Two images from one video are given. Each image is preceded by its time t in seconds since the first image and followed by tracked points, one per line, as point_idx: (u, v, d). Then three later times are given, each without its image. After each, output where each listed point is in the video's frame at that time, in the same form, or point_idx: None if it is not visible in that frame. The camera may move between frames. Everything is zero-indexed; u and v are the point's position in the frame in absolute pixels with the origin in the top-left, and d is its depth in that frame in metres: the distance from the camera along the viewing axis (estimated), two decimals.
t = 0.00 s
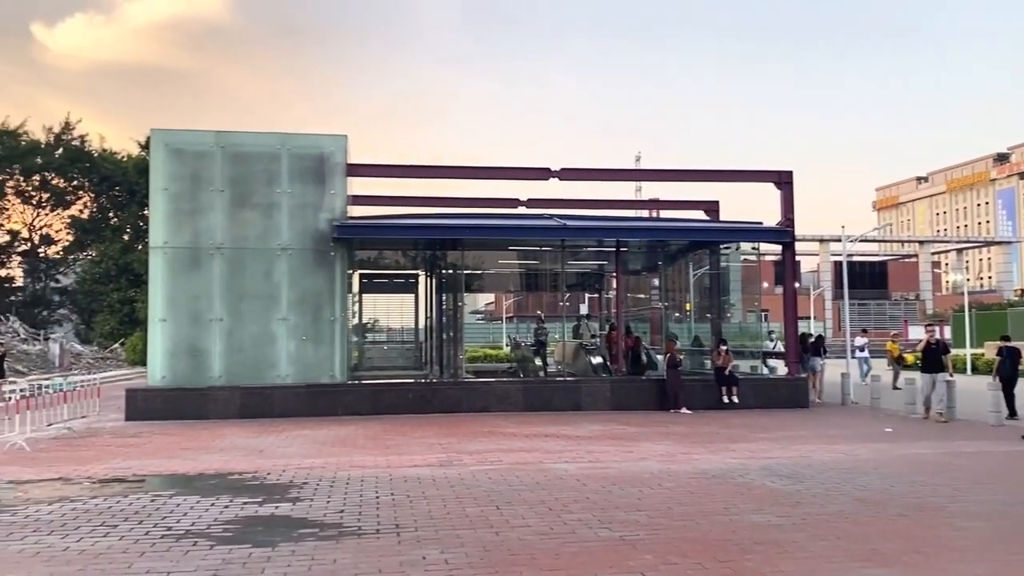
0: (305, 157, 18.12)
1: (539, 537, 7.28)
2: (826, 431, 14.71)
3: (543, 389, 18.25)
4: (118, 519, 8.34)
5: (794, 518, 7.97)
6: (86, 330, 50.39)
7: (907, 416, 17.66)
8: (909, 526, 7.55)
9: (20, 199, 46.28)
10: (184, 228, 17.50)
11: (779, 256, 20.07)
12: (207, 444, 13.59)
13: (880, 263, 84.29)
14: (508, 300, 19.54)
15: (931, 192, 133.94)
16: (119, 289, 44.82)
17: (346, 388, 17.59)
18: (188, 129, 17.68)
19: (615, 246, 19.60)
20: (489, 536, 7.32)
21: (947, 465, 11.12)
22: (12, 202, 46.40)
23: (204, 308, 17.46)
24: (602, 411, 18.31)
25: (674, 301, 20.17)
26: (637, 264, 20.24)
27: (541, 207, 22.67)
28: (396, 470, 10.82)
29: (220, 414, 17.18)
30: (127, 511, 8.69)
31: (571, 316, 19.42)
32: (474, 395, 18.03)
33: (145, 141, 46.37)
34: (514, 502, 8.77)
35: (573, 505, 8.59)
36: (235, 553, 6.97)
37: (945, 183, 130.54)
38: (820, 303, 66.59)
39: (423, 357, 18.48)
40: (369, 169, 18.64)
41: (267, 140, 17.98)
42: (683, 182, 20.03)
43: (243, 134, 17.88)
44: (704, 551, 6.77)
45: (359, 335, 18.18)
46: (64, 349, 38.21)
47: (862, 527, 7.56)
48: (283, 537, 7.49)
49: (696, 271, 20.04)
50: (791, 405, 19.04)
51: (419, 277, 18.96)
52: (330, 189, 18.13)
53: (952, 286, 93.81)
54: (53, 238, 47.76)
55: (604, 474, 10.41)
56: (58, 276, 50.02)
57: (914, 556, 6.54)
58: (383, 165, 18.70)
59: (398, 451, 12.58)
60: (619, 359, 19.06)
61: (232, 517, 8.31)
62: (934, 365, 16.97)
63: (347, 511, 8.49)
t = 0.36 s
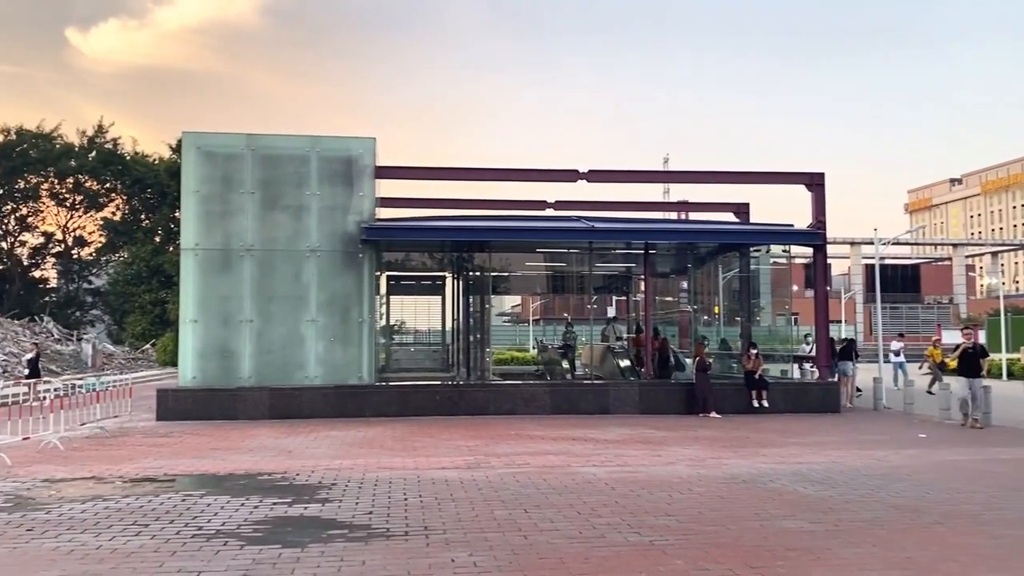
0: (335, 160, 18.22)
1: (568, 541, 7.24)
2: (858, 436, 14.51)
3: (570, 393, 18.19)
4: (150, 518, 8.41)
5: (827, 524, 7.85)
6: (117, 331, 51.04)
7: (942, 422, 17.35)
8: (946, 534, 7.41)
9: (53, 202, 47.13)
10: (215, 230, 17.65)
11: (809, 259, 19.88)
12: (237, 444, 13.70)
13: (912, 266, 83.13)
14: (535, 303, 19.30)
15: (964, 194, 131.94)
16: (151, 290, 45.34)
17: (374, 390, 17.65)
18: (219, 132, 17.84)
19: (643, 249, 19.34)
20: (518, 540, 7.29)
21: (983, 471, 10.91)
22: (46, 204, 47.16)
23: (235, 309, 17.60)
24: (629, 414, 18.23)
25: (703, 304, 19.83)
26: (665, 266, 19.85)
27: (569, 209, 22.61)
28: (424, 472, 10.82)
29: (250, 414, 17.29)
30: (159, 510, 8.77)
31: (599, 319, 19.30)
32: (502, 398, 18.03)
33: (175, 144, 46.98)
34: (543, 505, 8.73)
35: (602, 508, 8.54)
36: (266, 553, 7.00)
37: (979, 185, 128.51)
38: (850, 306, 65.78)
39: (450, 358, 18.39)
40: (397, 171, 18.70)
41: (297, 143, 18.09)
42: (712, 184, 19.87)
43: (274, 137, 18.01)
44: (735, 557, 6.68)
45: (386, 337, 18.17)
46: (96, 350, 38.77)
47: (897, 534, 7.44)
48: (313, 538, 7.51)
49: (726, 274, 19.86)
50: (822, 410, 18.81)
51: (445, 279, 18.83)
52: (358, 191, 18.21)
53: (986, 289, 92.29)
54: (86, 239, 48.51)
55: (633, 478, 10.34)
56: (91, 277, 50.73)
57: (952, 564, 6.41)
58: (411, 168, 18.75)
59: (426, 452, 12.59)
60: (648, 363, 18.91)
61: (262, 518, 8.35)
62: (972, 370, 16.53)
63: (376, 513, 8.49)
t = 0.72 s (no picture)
0: (364, 162, 18.30)
1: (597, 544, 7.18)
2: (892, 441, 14.29)
3: (598, 396, 18.10)
4: (181, 517, 8.48)
5: (861, 530, 7.73)
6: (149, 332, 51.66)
7: (978, 428, 17.02)
8: (984, 541, 7.26)
9: (87, 204, 47.92)
10: (246, 231, 17.80)
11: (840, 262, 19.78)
12: (265, 444, 13.80)
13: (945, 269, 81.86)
14: (562, 305, 19.15)
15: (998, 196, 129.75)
16: (181, 291, 45.66)
17: (401, 392, 17.69)
18: (250, 134, 17.98)
19: (672, 250, 19.20)
20: (547, 543, 7.25)
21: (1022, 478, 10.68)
22: (80, 206, 47.88)
23: (265, 310, 17.73)
24: (658, 418, 18.10)
25: (733, 306, 19.64)
26: (694, 268, 19.65)
27: (596, 211, 22.54)
28: (452, 474, 10.81)
29: (280, 414, 17.40)
30: (189, 509, 8.83)
31: (628, 322, 19.13)
32: (529, 399, 18.00)
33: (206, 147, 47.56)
34: (571, 508, 8.68)
35: (631, 512, 8.47)
36: (295, 554, 7.02)
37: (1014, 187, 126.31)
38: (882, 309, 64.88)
39: (477, 360, 18.35)
40: (425, 173, 18.74)
41: (327, 146, 18.19)
42: (741, 186, 19.71)
43: (304, 139, 18.12)
44: (768, 562, 6.60)
45: (413, 338, 18.23)
46: (129, 350, 39.24)
47: (933, 541, 7.30)
48: (341, 538, 7.52)
49: (755, 277, 19.62)
50: (853, 414, 18.57)
51: (472, 281, 18.79)
52: (386, 193, 18.27)
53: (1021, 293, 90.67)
54: (118, 241, 49.18)
55: (662, 482, 10.25)
56: (123, 278, 51.41)
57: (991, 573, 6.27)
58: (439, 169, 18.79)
59: (454, 454, 12.58)
60: (676, 367, 18.79)
61: (291, 518, 8.38)
62: (1009, 376, 16.19)
63: (405, 514, 8.49)
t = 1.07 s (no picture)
0: (394, 164, 18.38)
1: (628, 548, 7.14)
2: (927, 446, 14.07)
3: (627, 399, 18.06)
4: (213, 516, 8.55)
5: (896, 536, 7.61)
6: (181, 332, 52.28)
7: (1016, 433, 16.70)
8: None
9: (122, 206, 48.51)
10: (277, 233, 17.95)
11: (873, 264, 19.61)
12: (296, 444, 13.90)
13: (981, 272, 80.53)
14: (590, 307, 19.00)
15: None
16: (214, 293, 46.45)
17: (430, 393, 17.73)
18: (282, 137, 18.13)
19: (702, 252, 19.07)
20: (578, 546, 7.22)
21: None
22: (115, 208, 48.60)
23: (296, 311, 17.86)
24: (688, 421, 17.99)
25: (763, 309, 19.37)
26: (725, 270, 19.44)
27: (626, 212, 22.45)
28: (481, 475, 10.81)
29: (311, 414, 17.52)
30: (221, 508, 8.91)
31: (657, 324, 19.00)
32: (558, 402, 17.96)
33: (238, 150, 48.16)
34: (601, 511, 8.64)
35: (662, 516, 8.41)
36: (326, 554, 7.05)
37: None
38: (916, 312, 63.95)
39: (505, 362, 18.32)
40: (454, 175, 18.79)
41: (357, 148, 18.29)
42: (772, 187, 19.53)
43: (334, 142, 18.24)
44: (802, 568, 6.52)
45: (441, 340, 18.27)
46: (162, 350, 39.76)
47: (971, 548, 7.17)
48: (372, 539, 7.54)
49: (786, 279, 19.46)
50: (887, 418, 18.30)
51: (501, 282, 18.77)
52: (415, 195, 18.33)
53: None
54: (152, 243, 49.79)
55: (693, 485, 10.17)
56: (156, 280, 52.04)
57: None
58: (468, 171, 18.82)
59: (483, 455, 12.58)
60: (705, 369, 18.73)
61: (322, 518, 8.43)
62: None
63: (434, 515, 8.50)
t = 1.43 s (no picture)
0: (418, 166, 18.43)
1: (654, 551, 7.10)
2: (958, 450, 13.87)
3: (652, 401, 17.99)
4: (240, 516, 8.62)
5: (927, 541, 7.51)
6: (208, 333, 52.82)
7: None
8: None
9: (150, 208, 49.30)
10: (303, 235, 18.07)
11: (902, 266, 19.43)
12: (322, 444, 13.98)
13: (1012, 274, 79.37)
14: (614, 308, 18.89)
15: None
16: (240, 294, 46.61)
17: (454, 394, 17.75)
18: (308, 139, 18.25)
19: (728, 254, 18.90)
20: (603, 549, 7.19)
21: None
22: (143, 210, 49.27)
23: (321, 312, 17.97)
24: (714, 423, 17.89)
25: (790, 311, 19.30)
26: (751, 272, 19.23)
27: (651, 214, 22.37)
28: (506, 477, 10.80)
29: (336, 415, 17.62)
30: (248, 508, 8.98)
31: (683, 326, 18.85)
32: (582, 404, 17.91)
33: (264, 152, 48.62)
34: (627, 514, 8.59)
35: (689, 519, 8.35)
36: (352, 554, 7.08)
37: None
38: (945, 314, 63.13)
39: (529, 363, 18.38)
40: (479, 176, 18.81)
41: (382, 150, 18.36)
42: (799, 188, 19.36)
43: (360, 144, 18.33)
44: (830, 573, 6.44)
45: (465, 341, 18.31)
46: (189, 351, 40.22)
47: (1004, 554, 7.05)
48: (397, 540, 7.56)
49: (813, 280, 19.34)
50: (916, 421, 18.07)
51: (525, 284, 18.81)
52: (440, 197, 18.38)
53: None
54: (180, 245, 50.49)
55: (720, 489, 10.10)
56: (184, 281, 52.65)
57: None
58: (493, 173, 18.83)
59: (508, 457, 12.57)
60: (731, 372, 18.44)
61: (348, 518, 8.47)
62: None
63: (460, 516, 8.51)
